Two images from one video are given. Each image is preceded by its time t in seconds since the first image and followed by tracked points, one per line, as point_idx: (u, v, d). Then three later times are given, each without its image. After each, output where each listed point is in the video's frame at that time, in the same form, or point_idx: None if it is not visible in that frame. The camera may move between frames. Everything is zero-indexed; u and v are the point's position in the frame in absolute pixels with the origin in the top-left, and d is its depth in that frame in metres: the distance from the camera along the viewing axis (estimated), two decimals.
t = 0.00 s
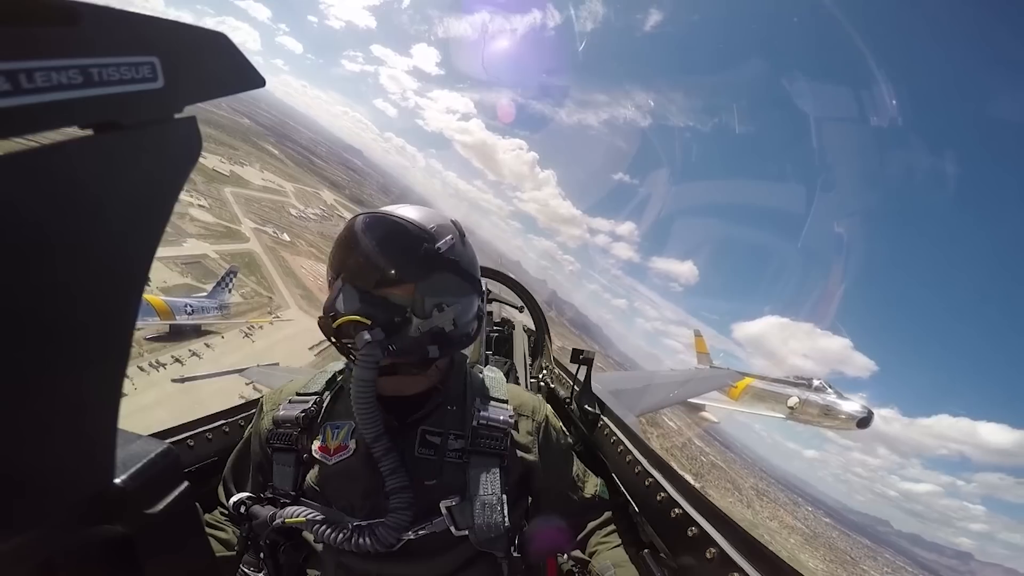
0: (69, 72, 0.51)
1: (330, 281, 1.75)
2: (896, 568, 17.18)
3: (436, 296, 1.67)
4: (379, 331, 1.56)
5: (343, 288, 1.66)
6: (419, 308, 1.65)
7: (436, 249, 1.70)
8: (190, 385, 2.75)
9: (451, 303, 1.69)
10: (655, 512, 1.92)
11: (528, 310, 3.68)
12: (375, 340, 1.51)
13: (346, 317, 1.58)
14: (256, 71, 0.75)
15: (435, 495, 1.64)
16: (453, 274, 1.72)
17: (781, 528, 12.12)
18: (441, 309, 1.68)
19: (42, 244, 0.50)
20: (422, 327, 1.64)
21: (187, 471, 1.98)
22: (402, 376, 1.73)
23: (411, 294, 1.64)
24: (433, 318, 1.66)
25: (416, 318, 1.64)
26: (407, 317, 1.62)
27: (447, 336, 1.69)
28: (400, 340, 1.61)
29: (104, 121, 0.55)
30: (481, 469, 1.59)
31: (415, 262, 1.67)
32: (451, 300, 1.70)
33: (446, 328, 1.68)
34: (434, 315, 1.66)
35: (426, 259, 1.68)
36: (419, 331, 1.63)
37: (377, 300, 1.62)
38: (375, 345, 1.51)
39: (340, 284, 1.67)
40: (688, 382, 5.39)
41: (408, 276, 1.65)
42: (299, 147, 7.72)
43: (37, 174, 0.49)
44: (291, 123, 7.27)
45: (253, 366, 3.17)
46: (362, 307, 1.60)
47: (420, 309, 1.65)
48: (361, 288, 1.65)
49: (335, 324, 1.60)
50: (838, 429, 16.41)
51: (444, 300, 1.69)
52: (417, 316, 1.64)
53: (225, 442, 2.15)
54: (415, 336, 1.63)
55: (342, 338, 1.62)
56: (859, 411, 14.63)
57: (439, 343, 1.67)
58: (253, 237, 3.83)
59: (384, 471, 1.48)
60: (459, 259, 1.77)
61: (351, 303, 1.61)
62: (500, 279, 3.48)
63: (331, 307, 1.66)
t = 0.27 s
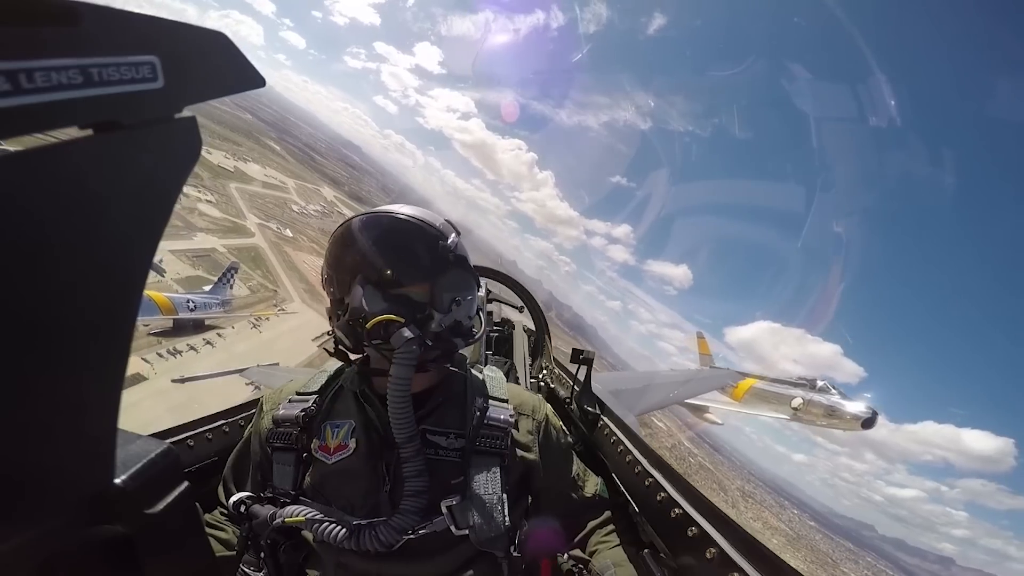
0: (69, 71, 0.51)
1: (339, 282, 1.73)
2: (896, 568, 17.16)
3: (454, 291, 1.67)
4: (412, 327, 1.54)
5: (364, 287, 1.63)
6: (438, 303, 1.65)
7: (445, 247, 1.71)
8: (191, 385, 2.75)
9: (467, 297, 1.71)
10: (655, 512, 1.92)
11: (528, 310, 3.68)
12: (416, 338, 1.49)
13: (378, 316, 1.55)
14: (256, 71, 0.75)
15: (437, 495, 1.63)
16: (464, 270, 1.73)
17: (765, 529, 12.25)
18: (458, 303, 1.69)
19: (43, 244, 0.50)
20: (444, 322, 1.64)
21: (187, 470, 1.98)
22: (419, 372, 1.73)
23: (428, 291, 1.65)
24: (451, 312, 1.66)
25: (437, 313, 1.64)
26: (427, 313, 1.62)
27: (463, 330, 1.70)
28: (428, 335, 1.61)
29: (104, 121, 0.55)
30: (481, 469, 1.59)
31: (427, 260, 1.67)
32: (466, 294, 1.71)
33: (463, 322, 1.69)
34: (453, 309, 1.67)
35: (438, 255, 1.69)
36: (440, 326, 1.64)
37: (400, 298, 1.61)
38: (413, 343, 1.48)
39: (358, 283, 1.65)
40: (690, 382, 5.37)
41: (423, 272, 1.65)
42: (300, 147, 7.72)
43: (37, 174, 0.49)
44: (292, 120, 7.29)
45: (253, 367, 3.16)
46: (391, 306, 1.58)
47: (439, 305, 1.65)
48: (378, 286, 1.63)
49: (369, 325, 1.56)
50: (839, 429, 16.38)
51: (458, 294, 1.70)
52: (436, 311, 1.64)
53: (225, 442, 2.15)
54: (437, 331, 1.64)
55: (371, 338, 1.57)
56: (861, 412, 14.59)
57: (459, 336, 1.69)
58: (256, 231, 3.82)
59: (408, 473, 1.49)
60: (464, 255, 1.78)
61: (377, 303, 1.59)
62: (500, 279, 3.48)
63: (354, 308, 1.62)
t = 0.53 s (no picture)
0: (68, 71, 0.50)
1: (342, 281, 1.73)
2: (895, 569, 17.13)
3: (456, 291, 1.66)
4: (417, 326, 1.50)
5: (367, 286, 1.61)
6: (440, 303, 1.64)
7: (448, 247, 1.71)
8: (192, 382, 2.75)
9: (469, 297, 1.70)
10: (655, 512, 1.92)
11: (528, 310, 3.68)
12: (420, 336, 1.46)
13: (381, 314, 1.52)
14: (256, 71, 0.75)
15: (437, 495, 1.63)
16: (466, 270, 1.73)
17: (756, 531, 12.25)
18: (460, 303, 1.69)
19: (43, 243, 0.50)
20: (445, 322, 1.64)
21: (187, 471, 1.98)
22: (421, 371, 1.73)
23: (431, 290, 1.65)
24: (453, 312, 1.66)
25: (439, 312, 1.63)
26: (430, 313, 1.62)
27: (464, 330, 1.70)
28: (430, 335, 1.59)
29: (104, 121, 0.55)
30: (481, 469, 1.59)
31: (429, 260, 1.67)
32: (468, 295, 1.71)
33: (464, 322, 1.69)
34: (455, 309, 1.66)
35: (441, 256, 1.69)
36: (441, 326, 1.63)
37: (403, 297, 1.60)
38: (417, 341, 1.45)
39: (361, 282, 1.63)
40: (690, 382, 5.37)
41: (426, 272, 1.65)
42: (301, 146, 7.71)
43: (37, 176, 0.49)
44: (292, 119, 7.30)
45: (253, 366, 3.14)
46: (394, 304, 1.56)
47: (441, 305, 1.64)
48: (381, 285, 1.62)
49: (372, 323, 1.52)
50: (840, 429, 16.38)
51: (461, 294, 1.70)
52: (439, 310, 1.64)
53: (225, 442, 2.15)
54: (438, 331, 1.63)
55: (374, 336, 1.54)
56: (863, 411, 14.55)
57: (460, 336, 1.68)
58: (258, 228, 3.83)
59: (409, 472, 1.49)
60: (466, 255, 1.78)
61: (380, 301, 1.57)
62: (500, 279, 3.48)
63: (356, 306, 1.60)
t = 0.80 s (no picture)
0: (68, 71, 0.50)
1: (343, 279, 1.73)
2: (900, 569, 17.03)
3: (456, 291, 1.69)
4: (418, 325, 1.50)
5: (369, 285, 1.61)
6: (441, 303, 1.66)
7: (450, 247, 1.72)
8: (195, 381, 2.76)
9: (469, 298, 1.72)
10: (655, 512, 1.92)
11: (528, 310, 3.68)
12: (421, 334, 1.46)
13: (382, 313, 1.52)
14: (256, 71, 0.74)
15: (437, 495, 1.63)
16: (466, 271, 1.75)
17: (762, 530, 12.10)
18: (460, 304, 1.70)
19: (43, 243, 0.50)
20: (445, 321, 1.65)
21: (187, 471, 1.98)
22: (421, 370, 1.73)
23: (432, 290, 1.65)
24: (453, 312, 1.68)
25: (439, 312, 1.64)
26: (430, 312, 1.63)
27: (464, 330, 1.70)
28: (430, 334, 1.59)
29: (104, 121, 0.55)
30: (481, 469, 1.60)
31: (431, 260, 1.67)
32: (468, 295, 1.73)
33: (464, 322, 1.70)
34: (455, 309, 1.68)
35: (443, 256, 1.70)
36: (442, 326, 1.64)
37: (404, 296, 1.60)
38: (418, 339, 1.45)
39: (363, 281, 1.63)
40: (691, 382, 5.36)
41: (428, 272, 1.66)
42: (301, 145, 7.70)
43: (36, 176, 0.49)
44: (292, 119, 7.29)
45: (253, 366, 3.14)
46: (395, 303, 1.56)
47: (442, 305, 1.65)
48: (382, 285, 1.63)
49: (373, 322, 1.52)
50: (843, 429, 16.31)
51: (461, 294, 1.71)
52: (439, 310, 1.65)
53: (225, 442, 2.15)
54: (439, 330, 1.64)
55: (374, 335, 1.54)
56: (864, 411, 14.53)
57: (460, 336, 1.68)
58: (258, 226, 3.83)
59: (407, 472, 1.49)
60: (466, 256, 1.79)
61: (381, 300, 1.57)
62: (500, 279, 3.48)
63: (357, 304, 1.59)
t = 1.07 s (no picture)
0: (68, 71, 0.50)
1: (346, 276, 1.72)
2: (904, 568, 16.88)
3: (459, 293, 1.69)
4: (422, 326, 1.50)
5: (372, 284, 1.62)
6: (442, 304, 1.65)
7: (454, 248, 1.71)
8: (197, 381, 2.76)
9: (471, 300, 1.72)
10: (655, 512, 1.92)
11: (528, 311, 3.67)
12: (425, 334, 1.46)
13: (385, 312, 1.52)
14: (257, 71, 0.75)
15: (437, 495, 1.63)
16: (469, 273, 1.75)
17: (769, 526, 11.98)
18: (462, 305, 1.70)
19: (43, 244, 0.50)
20: (447, 323, 1.64)
21: (187, 471, 1.98)
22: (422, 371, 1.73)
23: (435, 291, 1.65)
24: (456, 313, 1.68)
25: (440, 313, 1.64)
26: (433, 313, 1.63)
27: (465, 332, 1.70)
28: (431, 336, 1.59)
29: (103, 121, 0.55)
30: (481, 468, 1.60)
31: (434, 260, 1.67)
32: (470, 297, 1.73)
33: (466, 324, 1.70)
34: (456, 311, 1.68)
35: (448, 258, 1.70)
36: (445, 327, 1.64)
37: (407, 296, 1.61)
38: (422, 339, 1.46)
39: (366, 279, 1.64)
40: (691, 382, 5.36)
41: (432, 272, 1.66)
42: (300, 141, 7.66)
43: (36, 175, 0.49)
44: (293, 118, 7.29)
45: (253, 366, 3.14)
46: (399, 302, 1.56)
47: (444, 305, 1.66)
48: (386, 284, 1.63)
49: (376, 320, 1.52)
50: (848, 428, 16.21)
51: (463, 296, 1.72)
52: (441, 311, 1.65)
53: (225, 442, 2.15)
54: (440, 331, 1.63)
55: (376, 334, 1.54)
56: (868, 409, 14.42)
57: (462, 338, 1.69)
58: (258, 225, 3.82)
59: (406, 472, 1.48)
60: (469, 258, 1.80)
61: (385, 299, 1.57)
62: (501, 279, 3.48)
63: (360, 303, 1.60)
